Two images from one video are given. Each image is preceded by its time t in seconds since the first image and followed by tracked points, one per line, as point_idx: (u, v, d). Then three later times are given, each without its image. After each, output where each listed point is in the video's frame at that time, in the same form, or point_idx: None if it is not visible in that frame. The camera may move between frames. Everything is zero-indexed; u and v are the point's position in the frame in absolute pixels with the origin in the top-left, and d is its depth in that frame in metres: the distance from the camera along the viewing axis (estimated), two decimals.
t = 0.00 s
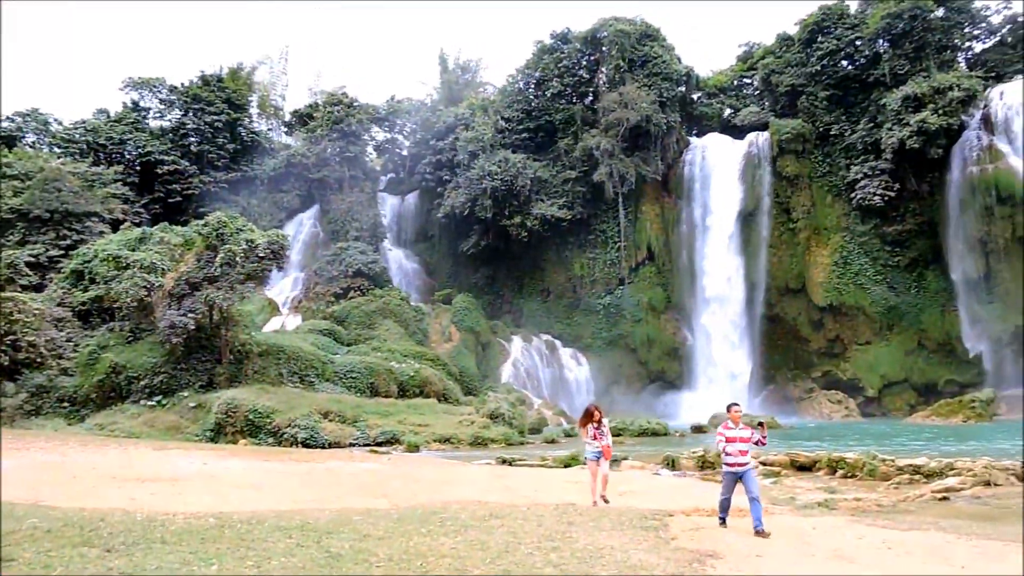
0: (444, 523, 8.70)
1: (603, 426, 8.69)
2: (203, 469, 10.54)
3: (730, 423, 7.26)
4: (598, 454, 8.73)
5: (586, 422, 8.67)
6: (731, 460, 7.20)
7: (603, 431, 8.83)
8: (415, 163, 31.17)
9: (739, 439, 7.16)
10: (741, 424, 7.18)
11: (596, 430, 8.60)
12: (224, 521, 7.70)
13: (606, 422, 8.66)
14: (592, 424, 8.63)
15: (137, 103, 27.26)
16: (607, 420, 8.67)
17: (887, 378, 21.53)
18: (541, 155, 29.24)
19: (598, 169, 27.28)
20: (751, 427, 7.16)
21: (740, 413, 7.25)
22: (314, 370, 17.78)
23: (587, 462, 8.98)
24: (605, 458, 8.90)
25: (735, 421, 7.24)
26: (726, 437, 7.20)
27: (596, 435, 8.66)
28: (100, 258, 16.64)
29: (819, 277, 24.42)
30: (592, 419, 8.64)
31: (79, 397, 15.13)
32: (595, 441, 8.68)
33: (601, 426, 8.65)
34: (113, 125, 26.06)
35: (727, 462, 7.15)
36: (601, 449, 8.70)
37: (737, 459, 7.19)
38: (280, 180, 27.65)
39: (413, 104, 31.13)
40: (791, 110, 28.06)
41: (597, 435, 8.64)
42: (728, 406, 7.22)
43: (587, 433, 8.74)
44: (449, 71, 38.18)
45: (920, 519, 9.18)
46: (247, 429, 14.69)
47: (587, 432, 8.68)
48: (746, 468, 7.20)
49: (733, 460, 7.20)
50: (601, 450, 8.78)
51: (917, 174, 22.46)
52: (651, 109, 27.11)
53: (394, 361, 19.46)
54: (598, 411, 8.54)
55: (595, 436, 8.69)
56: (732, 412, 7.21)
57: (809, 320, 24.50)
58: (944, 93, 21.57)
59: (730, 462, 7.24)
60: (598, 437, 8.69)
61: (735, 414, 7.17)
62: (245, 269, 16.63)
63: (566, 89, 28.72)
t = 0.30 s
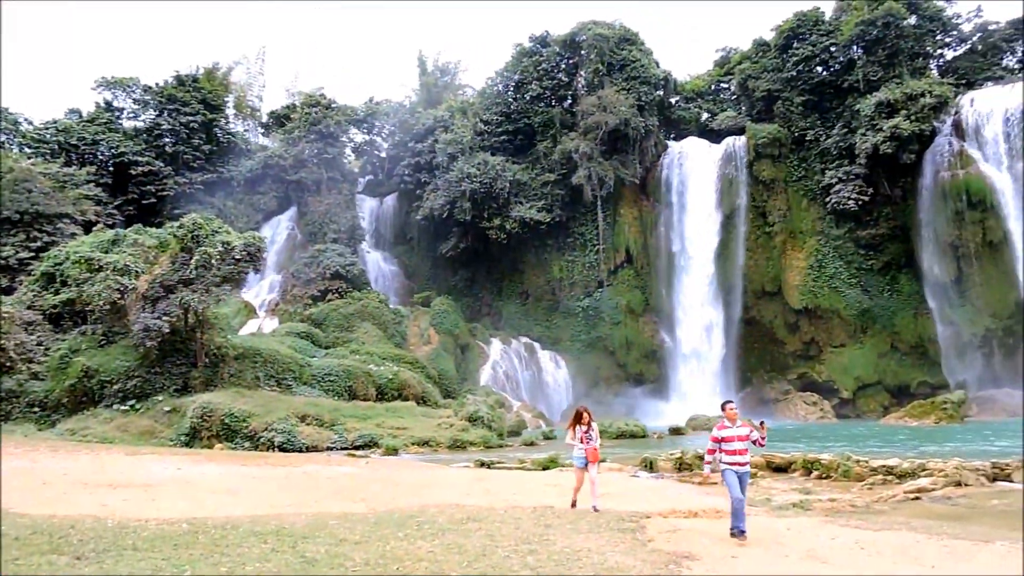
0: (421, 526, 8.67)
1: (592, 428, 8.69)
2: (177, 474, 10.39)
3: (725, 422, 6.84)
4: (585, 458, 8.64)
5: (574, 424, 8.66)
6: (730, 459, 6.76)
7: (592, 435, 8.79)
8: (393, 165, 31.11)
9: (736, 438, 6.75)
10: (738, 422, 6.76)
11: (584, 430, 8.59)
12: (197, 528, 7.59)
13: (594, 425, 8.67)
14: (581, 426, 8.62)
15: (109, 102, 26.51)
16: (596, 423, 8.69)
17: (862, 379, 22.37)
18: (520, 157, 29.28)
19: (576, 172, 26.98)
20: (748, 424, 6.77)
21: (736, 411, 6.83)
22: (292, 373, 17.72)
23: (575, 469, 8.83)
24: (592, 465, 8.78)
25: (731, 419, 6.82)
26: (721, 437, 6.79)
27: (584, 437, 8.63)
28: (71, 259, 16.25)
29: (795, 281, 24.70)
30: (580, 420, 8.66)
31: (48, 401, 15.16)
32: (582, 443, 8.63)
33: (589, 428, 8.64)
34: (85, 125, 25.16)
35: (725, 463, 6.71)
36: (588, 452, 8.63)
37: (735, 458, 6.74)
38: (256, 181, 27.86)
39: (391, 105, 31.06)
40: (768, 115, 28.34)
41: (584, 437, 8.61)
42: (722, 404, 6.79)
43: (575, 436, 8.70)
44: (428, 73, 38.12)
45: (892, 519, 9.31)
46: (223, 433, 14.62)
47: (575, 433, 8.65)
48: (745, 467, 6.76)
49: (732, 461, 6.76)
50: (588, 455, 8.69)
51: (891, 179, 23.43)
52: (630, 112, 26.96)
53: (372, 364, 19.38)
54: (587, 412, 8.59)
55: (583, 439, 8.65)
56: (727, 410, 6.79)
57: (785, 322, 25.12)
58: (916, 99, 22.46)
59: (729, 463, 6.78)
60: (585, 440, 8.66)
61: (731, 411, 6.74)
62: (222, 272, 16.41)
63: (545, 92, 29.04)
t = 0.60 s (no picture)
0: (400, 530, 8.65)
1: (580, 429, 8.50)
2: (154, 477, 10.30)
3: (724, 431, 6.54)
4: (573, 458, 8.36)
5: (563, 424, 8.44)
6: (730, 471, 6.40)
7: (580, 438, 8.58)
8: (377, 167, 31.13)
9: (736, 448, 6.42)
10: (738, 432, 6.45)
11: (572, 429, 8.40)
12: (172, 532, 7.53)
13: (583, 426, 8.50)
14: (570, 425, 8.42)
15: (89, 101, 26.39)
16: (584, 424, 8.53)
17: (842, 384, 22.67)
18: (504, 160, 29.31)
19: (561, 176, 27.08)
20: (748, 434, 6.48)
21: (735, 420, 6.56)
22: (273, 376, 17.61)
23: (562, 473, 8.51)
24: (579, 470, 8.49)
25: (730, 429, 6.52)
26: (720, 448, 6.46)
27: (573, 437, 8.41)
28: (49, 260, 16.13)
29: (777, 286, 24.75)
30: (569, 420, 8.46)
31: (24, 403, 15.41)
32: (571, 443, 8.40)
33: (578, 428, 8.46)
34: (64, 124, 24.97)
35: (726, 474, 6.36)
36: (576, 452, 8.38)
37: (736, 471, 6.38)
38: (238, 182, 27.72)
39: (376, 107, 31.06)
40: (751, 120, 28.50)
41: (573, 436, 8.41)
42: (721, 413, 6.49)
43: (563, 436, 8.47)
44: (412, 76, 38.10)
45: (868, 523, 9.40)
46: (202, 436, 14.48)
47: (564, 432, 8.43)
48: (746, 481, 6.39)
49: (732, 473, 6.40)
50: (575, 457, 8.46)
51: (871, 185, 23.64)
52: (614, 117, 26.99)
53: (354, 366, 19.34)
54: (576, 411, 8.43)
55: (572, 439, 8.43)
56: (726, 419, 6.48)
57: (766, 326, 25.19)
58: (896, 106, 22.39)
59: (729, 476, 6.42)
60: (573, 442, 8.47)
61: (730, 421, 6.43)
62: (203, 273, 16.22)
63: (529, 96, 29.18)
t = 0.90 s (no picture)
0: (379, 534, 8.61)
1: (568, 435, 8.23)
2: (128, 482, 10.18)
3: (726, 437, 6.19)
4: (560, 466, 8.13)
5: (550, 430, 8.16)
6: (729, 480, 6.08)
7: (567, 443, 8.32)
8: (359, 169, 31.07)
9: (737, 455, 6.09)
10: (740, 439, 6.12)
11: (559, 436, 8.13)
12: (146, 536, 7.45)
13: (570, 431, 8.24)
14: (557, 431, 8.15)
15: (66, 100, 26.05)
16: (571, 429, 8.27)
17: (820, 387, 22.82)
18: (486, 163, 29.35)
19: (543, 179, 27.11)
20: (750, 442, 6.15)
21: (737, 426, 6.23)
22: (251, 378, 17.44)
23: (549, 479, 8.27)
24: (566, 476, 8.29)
25: (731, 435, 6.19)
26: (722, 454, 6.11)
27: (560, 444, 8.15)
28: (23, 260, 15.87)
29: (757, 290, 24.82)
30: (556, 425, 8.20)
31: None
32: (558, 451, 8.12)
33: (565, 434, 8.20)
34: (40, 122, 24.59)
35: (723, 483, 6.02)
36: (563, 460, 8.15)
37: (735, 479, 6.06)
38: (218, 183, 27.57)
39: (358, 109, 30.98)
40: (731, 125, 28.63)
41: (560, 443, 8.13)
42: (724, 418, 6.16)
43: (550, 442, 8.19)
44: (395, 77, 38.04)
45: (845, 525, 9.49)
46: (179, 440, 14.30)
47: (551, 439, 8.15)
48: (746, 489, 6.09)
49: (731, 481, 6.09)
50: (563, 464, 8.21)
51: (850, 192, 24.06)
52: (596, 121, 27.13)
53: (335, 369, 19.27)
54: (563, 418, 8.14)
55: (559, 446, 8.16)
56: (728, 424, 6.17)
57: (746, 330, 25.20)
58: (874, 113, 22.93)
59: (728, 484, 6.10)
60: (561, 448, 8.18)
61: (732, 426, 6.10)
62: (182, 275, 16.07)
63: (512, 99, 29.21)
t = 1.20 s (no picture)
0: (353, 536, 8.55)
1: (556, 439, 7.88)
2: (99, 483, 10.03)
3: (726, 437, 5.92)
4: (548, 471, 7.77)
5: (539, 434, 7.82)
6: (731, 479, 5.74)
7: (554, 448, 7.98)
8: (339, 169, 30.93)
9: (738, 455, 5.77)
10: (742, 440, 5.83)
11: (549, 440, 7.78)
12: (116, 539, 7.36)
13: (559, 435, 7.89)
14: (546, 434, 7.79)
15: (40, 94, 25.56)
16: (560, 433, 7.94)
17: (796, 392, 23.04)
18: (468, 165, 29.35)
19: (525, 181, 27.17)
20: (752, 441, 5.85)
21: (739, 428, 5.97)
22: (227, 379, 17.26)
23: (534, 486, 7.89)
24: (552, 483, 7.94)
25: (732, 435, 5.91)
26: (720, 453, 5.82)
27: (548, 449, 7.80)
28: None
29: (734, 294, 25.38)
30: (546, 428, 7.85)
31: None
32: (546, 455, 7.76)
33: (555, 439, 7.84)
34: (13, 117, 24.10)
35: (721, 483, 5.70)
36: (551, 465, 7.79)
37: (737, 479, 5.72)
38: (195, 181, 27.30)
39: (340, 108, 30.88)
40: (711, 131, 28.83)
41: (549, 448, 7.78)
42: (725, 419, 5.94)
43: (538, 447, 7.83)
44: (377, 78, 37.93)
45: (818, 528, 9.58)
46: (153, 441, 14.12)
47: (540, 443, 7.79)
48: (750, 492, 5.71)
49: (732, 482, 5.73)
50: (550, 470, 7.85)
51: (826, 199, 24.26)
52: (578, 124, 27.22)
53: (313, 370, 19.14)
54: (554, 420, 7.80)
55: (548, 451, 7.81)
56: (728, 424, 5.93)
57: (725, 334, 25.76)
58: (851, 122, 23.49)
59: (729, 486, 5.74)
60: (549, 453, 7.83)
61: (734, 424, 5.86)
62: (157, 274, 15.90)
63: (494, 101, 29.23)
